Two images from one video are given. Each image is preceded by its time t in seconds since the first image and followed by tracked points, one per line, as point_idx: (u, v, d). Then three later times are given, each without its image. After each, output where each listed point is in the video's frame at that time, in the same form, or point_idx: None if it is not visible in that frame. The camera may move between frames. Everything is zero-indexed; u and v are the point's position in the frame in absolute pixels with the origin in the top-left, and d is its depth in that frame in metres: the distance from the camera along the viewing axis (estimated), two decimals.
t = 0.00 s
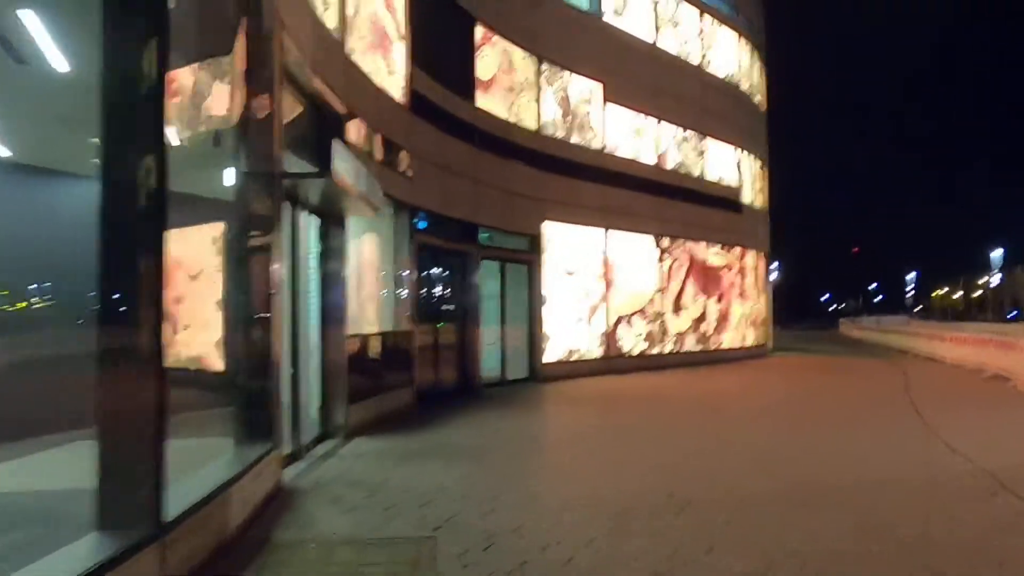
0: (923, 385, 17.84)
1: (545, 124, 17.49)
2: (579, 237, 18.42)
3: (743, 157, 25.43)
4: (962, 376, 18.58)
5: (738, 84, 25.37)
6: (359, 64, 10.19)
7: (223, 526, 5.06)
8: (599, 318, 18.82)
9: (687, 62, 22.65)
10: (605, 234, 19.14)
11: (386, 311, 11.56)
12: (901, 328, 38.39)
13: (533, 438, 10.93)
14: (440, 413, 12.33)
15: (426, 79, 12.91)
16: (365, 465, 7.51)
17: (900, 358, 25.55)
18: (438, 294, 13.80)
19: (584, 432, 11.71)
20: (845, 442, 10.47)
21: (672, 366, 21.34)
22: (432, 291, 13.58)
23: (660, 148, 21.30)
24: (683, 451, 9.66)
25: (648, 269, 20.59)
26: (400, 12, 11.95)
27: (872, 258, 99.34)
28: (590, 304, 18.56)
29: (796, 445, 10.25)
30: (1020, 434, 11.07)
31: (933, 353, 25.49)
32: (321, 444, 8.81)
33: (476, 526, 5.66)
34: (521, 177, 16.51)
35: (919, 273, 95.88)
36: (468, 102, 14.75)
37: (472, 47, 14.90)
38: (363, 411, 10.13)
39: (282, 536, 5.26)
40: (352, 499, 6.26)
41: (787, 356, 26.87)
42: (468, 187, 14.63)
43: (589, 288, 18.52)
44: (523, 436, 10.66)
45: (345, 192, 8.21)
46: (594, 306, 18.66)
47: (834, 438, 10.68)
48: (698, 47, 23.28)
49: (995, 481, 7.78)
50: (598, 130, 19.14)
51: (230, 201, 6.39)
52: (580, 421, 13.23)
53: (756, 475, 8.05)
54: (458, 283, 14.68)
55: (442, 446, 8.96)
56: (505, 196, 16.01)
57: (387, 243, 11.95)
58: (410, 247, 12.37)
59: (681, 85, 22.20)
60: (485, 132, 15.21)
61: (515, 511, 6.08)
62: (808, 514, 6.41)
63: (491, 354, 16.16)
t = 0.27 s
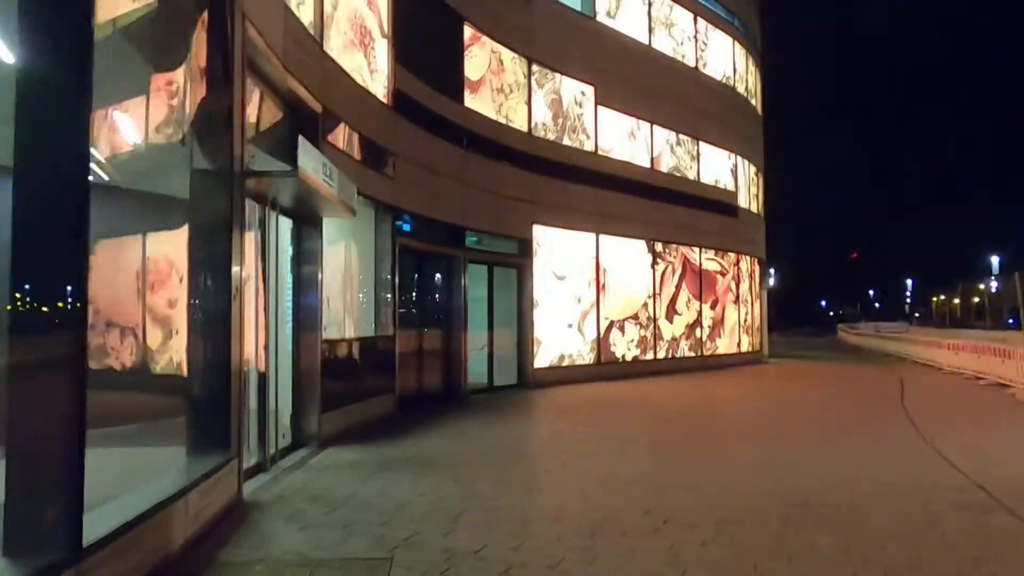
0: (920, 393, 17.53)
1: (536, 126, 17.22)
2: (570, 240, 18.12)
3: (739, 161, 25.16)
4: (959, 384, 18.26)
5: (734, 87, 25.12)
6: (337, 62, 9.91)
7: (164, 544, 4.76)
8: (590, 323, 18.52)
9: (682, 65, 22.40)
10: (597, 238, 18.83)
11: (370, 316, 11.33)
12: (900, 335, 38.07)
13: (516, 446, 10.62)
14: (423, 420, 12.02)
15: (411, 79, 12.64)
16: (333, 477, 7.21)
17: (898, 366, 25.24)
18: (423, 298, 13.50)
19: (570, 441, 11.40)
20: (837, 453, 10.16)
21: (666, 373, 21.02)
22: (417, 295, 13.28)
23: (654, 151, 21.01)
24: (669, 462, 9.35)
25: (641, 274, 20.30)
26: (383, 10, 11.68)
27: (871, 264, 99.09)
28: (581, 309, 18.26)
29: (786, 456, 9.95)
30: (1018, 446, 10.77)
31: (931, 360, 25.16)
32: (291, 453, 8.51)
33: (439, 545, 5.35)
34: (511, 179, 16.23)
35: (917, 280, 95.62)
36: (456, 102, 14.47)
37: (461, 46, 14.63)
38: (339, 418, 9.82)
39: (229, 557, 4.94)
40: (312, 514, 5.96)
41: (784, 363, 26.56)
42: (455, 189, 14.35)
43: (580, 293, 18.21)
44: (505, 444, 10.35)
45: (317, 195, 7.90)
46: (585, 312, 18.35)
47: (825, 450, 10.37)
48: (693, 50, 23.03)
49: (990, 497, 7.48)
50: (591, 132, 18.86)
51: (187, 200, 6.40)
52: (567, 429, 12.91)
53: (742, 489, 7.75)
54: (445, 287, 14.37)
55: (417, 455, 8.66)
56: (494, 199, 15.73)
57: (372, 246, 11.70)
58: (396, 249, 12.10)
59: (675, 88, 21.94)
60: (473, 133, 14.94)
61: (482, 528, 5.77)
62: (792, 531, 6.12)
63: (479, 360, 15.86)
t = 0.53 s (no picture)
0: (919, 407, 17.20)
1: (528, 135, 17.03)
2: (562, 250, 17.87)
3: (736, 171, 24.95)
4: (960, 398, 17.94)
5: (729, 97, 24.98)
6: (318, 68, 9.72)
7: (103, 571, 4.48)
8: (583, 334, 18.24)
9: (677, 73, 22.25)
10: (590, 248, 18.59)
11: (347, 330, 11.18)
12: (901, 346, 37.73)
13: (500, 461, 10.31)
14: (407, 433, 11.73)
15: (397, 86, 12.46)
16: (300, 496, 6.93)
17: (897, 378, 24.89)
18: (409, 309, 13.25)
19: (556, 456, 11.10)
20: (830, 471, 9.86)
21: (661, 384, 20.69)
22: (403, 306, 13.04)
23: (648, 160, 20.81)
24: (655, 479, 9.05)
25: (636, 284, 20.04)
26: (368, 16, 11.52)
27: (872, 275, 98.73)
28: (574, 320, 17.99)
29: (778, 473, 9.65)
30: (1017, 464, 10.45)
31: (932, 373, 24.81)
32: (262, 470, 8.21)
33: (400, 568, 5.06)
34: (501, 188, 16.01)
35: (919, 290, 95.26)
36: (444, 110, 14.29)
37: (450, 54, 14.47)
38: (316, 433, 9.54)
39: None
40: (271, 537, 5.67)
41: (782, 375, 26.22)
42: (444, 198, 14.14)
43: (572, 303, 17.95)
44: (488, 459, 10.06)
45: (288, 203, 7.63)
46: (578, 322, 18.08)
47: (818, 467, 10.05)
48: (689, 59, 22.90)
49: (987, 518, 7.19)
50: (584, 141, 18.67)
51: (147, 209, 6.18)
52: (555, 443, 12.63)
53: (729, 509, 7.45)
54: (432, 298, 14.12)
55: (394, 471, 8.37)
56: (484, 208, 15.51)
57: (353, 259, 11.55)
58: (378, 262, 11.93)
59: (670, 97, 21.79)
60: (462, 141, 14.75)
61: (449, 549, 5.49)
62: (778, 556, 5.82)
63: (468, 371, 15.59)
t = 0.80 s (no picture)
0: (914, 421, 16.91)
1: (517, 142, 16.84)
2: (552, 259, 17.63)
3: (730, 179, 24.76)
4: (956, 411, 17.68)
5: (724, 105, 24.82)
6: (293, 72, 9.52)
7: None
8: (574, 344, 17.97)
9: (670, 82, 22.11)
10: (581, 257, 18.36)
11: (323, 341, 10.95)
12: (899, 357, 37.46)
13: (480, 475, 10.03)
14: (387, 446, 11.44)
15: (380, 92, 12.26)
16: (262, 514, 6.66)
17: (894, 390, 24.58)
18: (392, 319, 12.99)
19: (539, 470, 10.82)
20: (819, 487, 9.56)
21: (653, 395, 20.40)
22: (386, 315, 12.78)
23: (641, 168, 20.62)
24: (637, 495, 8.76)
25: (628, 294, 19.79)
26: (349, 21, 11.35)
27: (872, 285, 98.45)
28: (564, 330, 17.73)
29: (765, 489, 9.36)
30: (1013, 481, 10.17)
31: (929, 384, 24.53)
32: (229, 485, 7.93)
33: None
34: (489, 196, 15.79)
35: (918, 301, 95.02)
36: (430, 116, 14.10)
37: (436, 61, 14.30)
38: (289, 446, 9.26)
39: None
40: (221, 559, 5.40)
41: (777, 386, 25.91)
42: (429, 206, 13.92)
43: (562, 313, 17.69)
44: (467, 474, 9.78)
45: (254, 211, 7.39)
46: (568, 332, 17.82)
47: (808, 484, 9.77)
48: (682, 67, 22.76)
49: (977, 538, 6.92)
50: (574, 149, 18.48)
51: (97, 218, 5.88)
52: (541, 455, 12.34)
53: (710, 527, 7.16)
54: (417, 307, 13.87)
55: (365, 486, 8.09)
56: (471, 216, 15.28)
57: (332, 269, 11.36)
58: (360, 274, 11.70)
59: (662, 105, 21.63)
60: (449, 148, 14.54)
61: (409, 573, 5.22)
62: None
63: (454, 382, 15.32)
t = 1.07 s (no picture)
0: (909, 428, 16.67)
1: (507, 144, 16.62)
2: (543, 262, 17.38)
3: (725, 183, 24.53)
4: (952, 418, 17.43)
5: (719, 108, 24.61)
6: (269, 70, 9.30)
7: None
8: (564, 349, 17.71)
9: (664, 84, 21.89)
10: (572, 260, 18.11)
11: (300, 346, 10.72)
12: (898, 362, 37.22)
13: (461, 483, 9.78)
14: (368, 452, 11.19)
15: (363, 91, 12.04)
16: (223, 527, 6.40)
17: (890, 395, 24.34)
18: (377, 323, 12.73)
19: (522, 478, 10.56)
20: (808, 498, 9.31)
21: (646, 400, 20.14)
22: (369, 319, 12.53)
23: (634, 171, 20.38)
24: (619, 505, 8.52)
25: (620, 298, 19.54)
26: (330, 19, 11.13)
27: (871, 290, 98.15)
28: (554, 334, 17.47)
29: (751, 499, 9.11)
30: (1008, 492, 9.92)
31: (926, 390, 24.28)
32: (192, 494, 7.65)
33: None
34: (479, 198, 15.57)
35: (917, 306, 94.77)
36: (416, 117, 13.86)
37: (422, 61, 14.07)
38: (261, 453, 9.01)
39: None
40: None
41: (773, 391, 25.64)
42: (416, 208, 13.68)
43: (552, 317, 17.44)
44: (447, 482, 9.53)
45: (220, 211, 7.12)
46: (559, 337, 17.56)
47: (797, 494, 9.51)
48: (676, 69, 22.55)
49: (968, 554, 6.68)
50: (566, 151, 18.24)
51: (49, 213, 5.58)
52: (526, 463, 12.08)
53: (690, 543, 6.92)
54: (402, 311, 13.61)
55: (337, 495, 7.85)
56: (460, 219, 15.05)
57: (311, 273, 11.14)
58: (341, 278, 11.47)
59: (656, 107, 21.41)
60: (436, 149, 14.32)
61: None
62: None
63: (441, 387, 15.05)
